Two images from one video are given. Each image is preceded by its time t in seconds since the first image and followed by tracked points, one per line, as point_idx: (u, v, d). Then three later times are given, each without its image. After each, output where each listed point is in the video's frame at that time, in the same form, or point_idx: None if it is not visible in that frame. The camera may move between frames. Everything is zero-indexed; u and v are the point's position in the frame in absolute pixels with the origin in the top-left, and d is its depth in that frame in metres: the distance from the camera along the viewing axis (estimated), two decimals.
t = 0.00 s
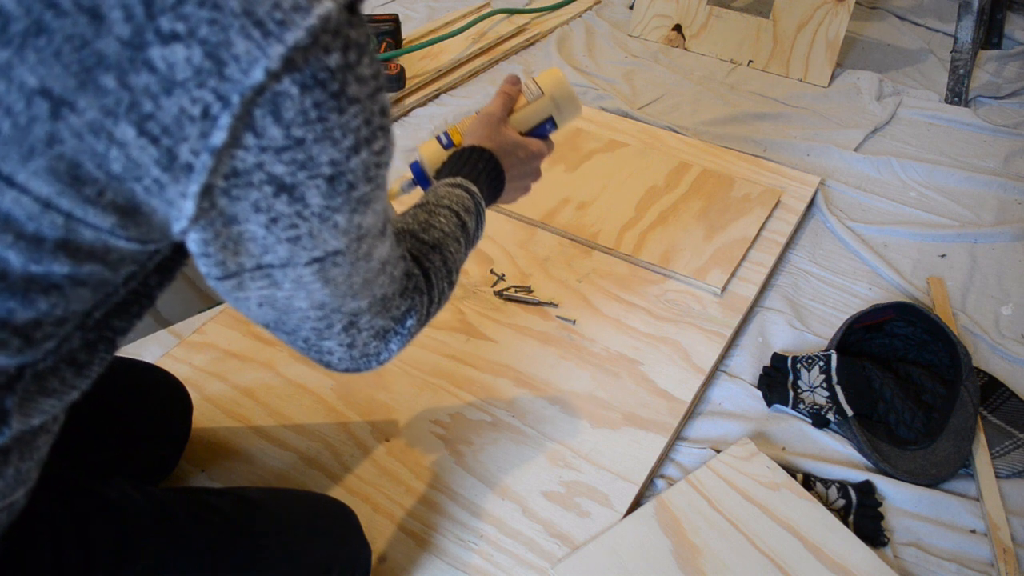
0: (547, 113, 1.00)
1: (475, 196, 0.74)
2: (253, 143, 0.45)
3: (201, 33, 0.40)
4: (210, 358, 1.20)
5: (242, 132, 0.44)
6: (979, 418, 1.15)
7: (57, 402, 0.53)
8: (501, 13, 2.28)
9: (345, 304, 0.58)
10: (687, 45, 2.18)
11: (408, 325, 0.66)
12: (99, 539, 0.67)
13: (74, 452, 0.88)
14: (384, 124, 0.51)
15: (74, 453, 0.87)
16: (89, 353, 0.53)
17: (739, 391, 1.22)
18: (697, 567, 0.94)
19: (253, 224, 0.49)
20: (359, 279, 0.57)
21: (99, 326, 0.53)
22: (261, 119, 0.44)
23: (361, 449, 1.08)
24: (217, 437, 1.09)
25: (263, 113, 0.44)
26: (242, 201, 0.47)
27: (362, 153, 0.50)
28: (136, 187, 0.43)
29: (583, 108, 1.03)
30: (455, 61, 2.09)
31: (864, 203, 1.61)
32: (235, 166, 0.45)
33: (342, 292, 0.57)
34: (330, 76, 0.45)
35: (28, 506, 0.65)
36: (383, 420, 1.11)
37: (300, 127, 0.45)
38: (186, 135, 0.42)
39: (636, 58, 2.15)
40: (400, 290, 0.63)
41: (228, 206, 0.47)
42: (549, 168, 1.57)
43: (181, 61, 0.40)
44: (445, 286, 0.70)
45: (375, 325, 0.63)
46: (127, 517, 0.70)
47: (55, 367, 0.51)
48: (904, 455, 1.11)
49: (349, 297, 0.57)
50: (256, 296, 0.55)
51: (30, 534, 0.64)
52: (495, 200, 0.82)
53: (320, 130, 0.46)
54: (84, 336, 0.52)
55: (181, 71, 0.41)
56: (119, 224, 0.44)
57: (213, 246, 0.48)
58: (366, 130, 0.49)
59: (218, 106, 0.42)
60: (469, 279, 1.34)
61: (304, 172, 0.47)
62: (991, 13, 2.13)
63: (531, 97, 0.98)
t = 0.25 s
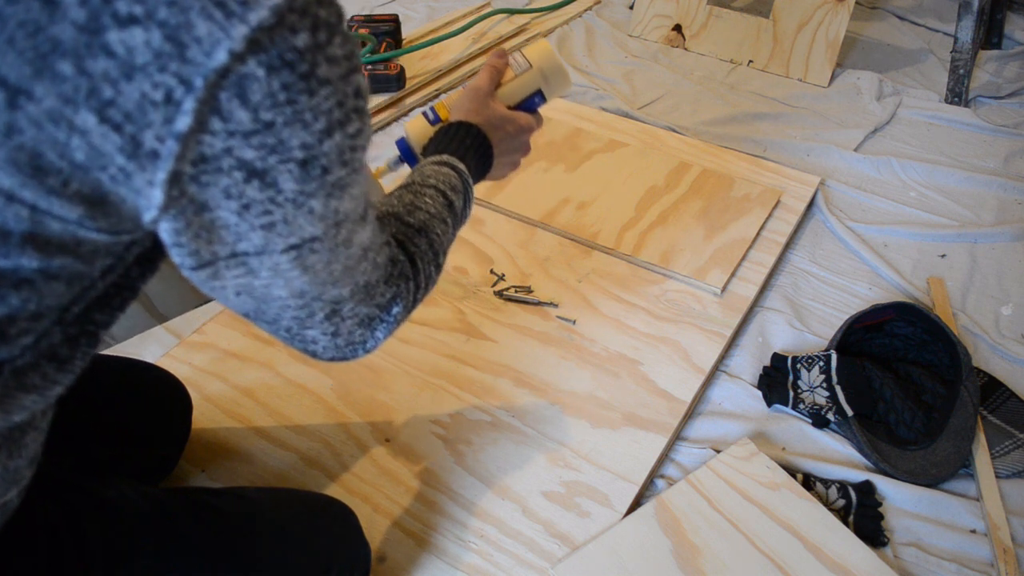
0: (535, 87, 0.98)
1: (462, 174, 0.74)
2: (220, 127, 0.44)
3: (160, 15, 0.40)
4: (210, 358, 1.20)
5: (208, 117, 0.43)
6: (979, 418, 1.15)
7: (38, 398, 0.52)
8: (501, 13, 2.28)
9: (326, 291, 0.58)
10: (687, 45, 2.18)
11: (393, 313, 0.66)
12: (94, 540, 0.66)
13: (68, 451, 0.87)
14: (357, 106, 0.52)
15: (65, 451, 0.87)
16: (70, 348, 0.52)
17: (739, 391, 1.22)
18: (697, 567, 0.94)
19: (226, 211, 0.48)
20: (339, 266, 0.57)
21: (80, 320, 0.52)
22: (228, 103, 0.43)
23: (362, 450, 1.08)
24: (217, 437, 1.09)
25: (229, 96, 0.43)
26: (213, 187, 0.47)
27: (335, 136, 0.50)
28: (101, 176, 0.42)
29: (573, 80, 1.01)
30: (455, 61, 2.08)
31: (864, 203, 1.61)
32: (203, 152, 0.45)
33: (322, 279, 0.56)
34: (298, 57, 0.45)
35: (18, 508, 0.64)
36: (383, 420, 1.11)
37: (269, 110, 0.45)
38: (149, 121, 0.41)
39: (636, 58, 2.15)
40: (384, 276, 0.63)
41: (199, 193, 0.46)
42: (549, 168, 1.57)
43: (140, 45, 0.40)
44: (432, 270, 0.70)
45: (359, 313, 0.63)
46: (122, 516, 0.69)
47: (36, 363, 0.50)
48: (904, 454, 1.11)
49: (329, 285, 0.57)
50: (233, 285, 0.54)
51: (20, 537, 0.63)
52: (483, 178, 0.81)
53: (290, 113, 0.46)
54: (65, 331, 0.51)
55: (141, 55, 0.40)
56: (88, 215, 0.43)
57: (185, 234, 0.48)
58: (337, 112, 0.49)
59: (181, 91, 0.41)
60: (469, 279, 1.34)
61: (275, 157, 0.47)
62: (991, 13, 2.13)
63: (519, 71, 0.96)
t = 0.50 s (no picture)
0: (523, 56, 0.96)
1: (447, 149, 0.72)
2: (181, 109, 0.43)
3: None
4: (210, 358, 1.20)
5: (167, 99, 0.42)
6: (979, 418, 1.15)
7: (18, 394, 0.52)
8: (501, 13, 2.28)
9: (307, 278, 0.56)
10: (687, 45, 2.18)
11: (380, 298, 0.65)
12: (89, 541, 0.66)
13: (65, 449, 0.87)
14: (328, 83, 0.49)
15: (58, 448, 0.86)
16: (50, 342, 0.52)
17: (739, 391, 1.22)
18: (697, 567, 0.94)
19: (194, 196, 0.47)
20: (319, 250, 0.55)
21: (60, 313, 0.52)
22: (187, 83, 0.42)
23: (362, 450, 1.08)
24: (217, 436, 1.09)
25: (187, 76, 0.42)
26: (179, 171, 0.45)
27: (304, 116, 0.48)
28: (60, 164, 0.42)
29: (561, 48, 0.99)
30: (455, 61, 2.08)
31: (864, 203, 1.61)
32: (165, 135, 0.43)
33: (302, 265, 0.55)
34: (259, 32, 0.43)
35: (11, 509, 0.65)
36: (383, 420, 1.11)
37: (231, 90, 0.43)
38: (105, 105, 0.41)
39: (636, 57, 2.15)
40: (368, 260, 0.61)
41: (164, 178, 0.45)
42: (549, 168, 1.57)
43: (89, 25, 0.39)
44: (419, 250, 0.68)
45: (343, 299, 0.61)
46: (118, 516, 0.69)
47: (13, 359, 0.50)
48: (904, 454, 1.11)
49: (310, 271, 0.56)
50: (209, 274, 0.53)
51: (17, 537, 0.63)
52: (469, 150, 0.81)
53: (254, 92, 0.44)
54: (44, 326, 0.51)
55: (91, 36, 0.39)
56: (51, 205, 0.43)
57: (153, 223, 0.46)
58: (306, 90, 0.47)
59: (136, 72, 0.40)
60: (469, 279, 1.34)
61: (241, 139, 0.45)
62: (991, 12, 2.13)
63: (505, 39, 0.94)
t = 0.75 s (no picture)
0: (510, 24, 0.97)
1: (433, 123, 0.72)
2: (146, 90, 0.42)
3: None
4: (210, 358, 1.20)
5: (131, 79, 0.41)
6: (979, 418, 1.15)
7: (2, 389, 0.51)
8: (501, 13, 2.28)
9: (291, 263, 0.55)
10: (687, 45, 2.18)
11: (368, 281, 0.64)
12: (90, 543, 0.66)
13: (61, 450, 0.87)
14: (301, 60, 0.48)
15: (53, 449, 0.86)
16: (32, 335, 0.51)
17: (739, 391, 1.22)
18: (697, 567, 0.94)
19: (167, 180, 0.46)
20: (302, 234, 0.54)
21: (42, 306, 0.51)
22: (151, 63, 0.41)
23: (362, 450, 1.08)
24: (217, 436, 1.10)
25: (151, 55, 0.41)
26: (150, 154, 0.44)
27: (277, 94, 0.47)
28: (26, 151, 0.41)
29: (545, 19, 1.01)
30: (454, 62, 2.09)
31: (865, 203, 1.61)
32: (131, 118, 0.42)
33: (285, 250, 0.54)
34: (225, 8, 0.42)
35: (6, 510, 0.63)
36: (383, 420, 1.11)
37: (198, 68, 0.42)
38: (66, 88, 0.40)
39: (636, 57, 2.15)
40: (354, 243, 0.61)
41: (135, 162, 0.44)
42: (549, 168, 1.57)
43: (46, 6, 0.38)
44: (405, 231, 0.68)
45: (331, 283, 0.61)
46: (118, 516, 0.69)
47: None
48: (904, 454, 1.11)
49: (294, 255, 0.55)
50: (189, 260, 0.52)
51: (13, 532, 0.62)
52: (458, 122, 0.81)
53: (223, 70, 0.43)
54: (25, 319, 0.50)
55: (46, 16, 0.38)
56: (18, 195, 0.42)
57: (126, 210, 0.45)
58: (278, 67, 0.46)
59: (97, 53, 0.39)
60: (469, 279, 1.34)
61: (211, 119, 0.44)
62: (991, 13, 2.13)
63: (490, 8, 0.96)
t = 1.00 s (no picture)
0: None
1: (415, 98, 0.71)
2: (116, 76, 0.40)
3: None
4: (210, 358, 1.20)
5: (99, 65, 0.40)
6: (979, 418, 1.15)
7: None
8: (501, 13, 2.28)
9: (273, 245, 0.53)
10: (687, 45, 2.19)
11: (353, 262, 0.62)
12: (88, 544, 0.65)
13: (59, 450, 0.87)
14: (275, 40, 0.47)
15: (50, 450, 0.86)
16: (18, 329, 0.49)
17: (739, 391, 1.22)
18: (697, 567, 0.94)
19: (142, 167, 0.44)
20: (283, 217, 0.52)
21: (26, 299, 0.49)
22: (119, 48, 0.40)
23: (362, 450, 1.08)
24: (217, 437, 1.10)
25: (119, 41, 0.40)
26: (123, 142, 0.42)
27: (251, 76, 0.45)
28: None
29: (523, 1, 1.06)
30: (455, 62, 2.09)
31: (864, 203, 1.61)
32: (102, 105, 0.41)
33: (266, 233, 0.52)
34: None
35: (5, 506, 0.63)
36: (383, 420, 1.11)
37: (168, 52, 0.41)
38: (33, 76, 0.39)
39: (636, 58, 2.15)
40: (338, 223, 0.59)
41: (108, 149, 0.42)
42: (549, 168, 1.57)
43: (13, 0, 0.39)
44: (389, 209, 0.66)
45: (315, 265, 0.58)
46: (116, 517, 0.69)
47: None
48: (904, 454, 1.11)
49: (276, 238, 0.53)
50: (167, 246, 0.50)
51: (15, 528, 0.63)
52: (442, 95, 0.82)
53: (194, 53, 0.42)
54: (10, 312, 0.48)
55: (13, 8, 0.39)
56: None
57: (102, 197, 0.43)
58: (251, 50, 0.45)
59: (62, 39, 0.38)
60: (469, 279, 1.34)
61: (184, 104, 0.43)
62: (991, 13, 2.13)
63: None
